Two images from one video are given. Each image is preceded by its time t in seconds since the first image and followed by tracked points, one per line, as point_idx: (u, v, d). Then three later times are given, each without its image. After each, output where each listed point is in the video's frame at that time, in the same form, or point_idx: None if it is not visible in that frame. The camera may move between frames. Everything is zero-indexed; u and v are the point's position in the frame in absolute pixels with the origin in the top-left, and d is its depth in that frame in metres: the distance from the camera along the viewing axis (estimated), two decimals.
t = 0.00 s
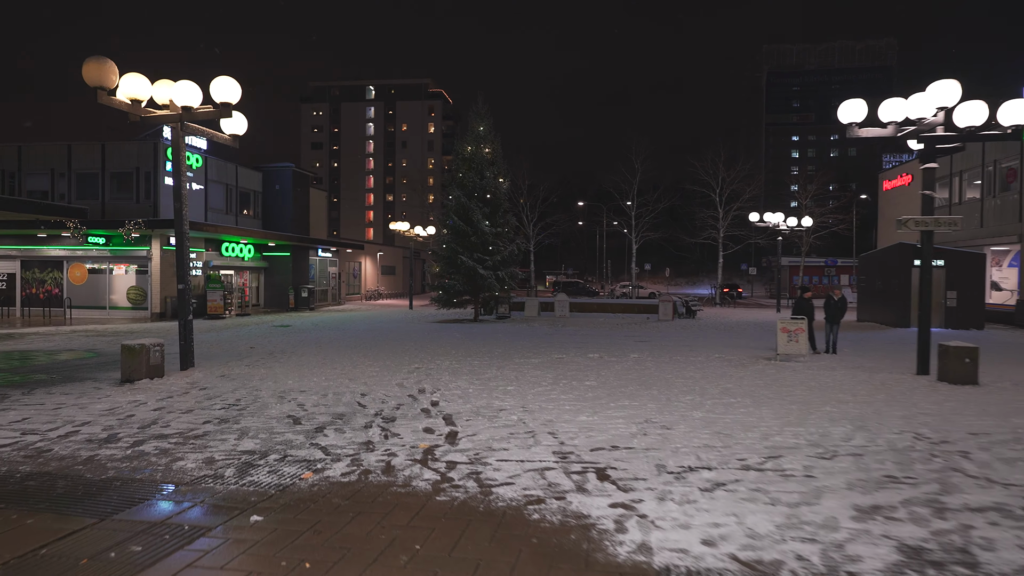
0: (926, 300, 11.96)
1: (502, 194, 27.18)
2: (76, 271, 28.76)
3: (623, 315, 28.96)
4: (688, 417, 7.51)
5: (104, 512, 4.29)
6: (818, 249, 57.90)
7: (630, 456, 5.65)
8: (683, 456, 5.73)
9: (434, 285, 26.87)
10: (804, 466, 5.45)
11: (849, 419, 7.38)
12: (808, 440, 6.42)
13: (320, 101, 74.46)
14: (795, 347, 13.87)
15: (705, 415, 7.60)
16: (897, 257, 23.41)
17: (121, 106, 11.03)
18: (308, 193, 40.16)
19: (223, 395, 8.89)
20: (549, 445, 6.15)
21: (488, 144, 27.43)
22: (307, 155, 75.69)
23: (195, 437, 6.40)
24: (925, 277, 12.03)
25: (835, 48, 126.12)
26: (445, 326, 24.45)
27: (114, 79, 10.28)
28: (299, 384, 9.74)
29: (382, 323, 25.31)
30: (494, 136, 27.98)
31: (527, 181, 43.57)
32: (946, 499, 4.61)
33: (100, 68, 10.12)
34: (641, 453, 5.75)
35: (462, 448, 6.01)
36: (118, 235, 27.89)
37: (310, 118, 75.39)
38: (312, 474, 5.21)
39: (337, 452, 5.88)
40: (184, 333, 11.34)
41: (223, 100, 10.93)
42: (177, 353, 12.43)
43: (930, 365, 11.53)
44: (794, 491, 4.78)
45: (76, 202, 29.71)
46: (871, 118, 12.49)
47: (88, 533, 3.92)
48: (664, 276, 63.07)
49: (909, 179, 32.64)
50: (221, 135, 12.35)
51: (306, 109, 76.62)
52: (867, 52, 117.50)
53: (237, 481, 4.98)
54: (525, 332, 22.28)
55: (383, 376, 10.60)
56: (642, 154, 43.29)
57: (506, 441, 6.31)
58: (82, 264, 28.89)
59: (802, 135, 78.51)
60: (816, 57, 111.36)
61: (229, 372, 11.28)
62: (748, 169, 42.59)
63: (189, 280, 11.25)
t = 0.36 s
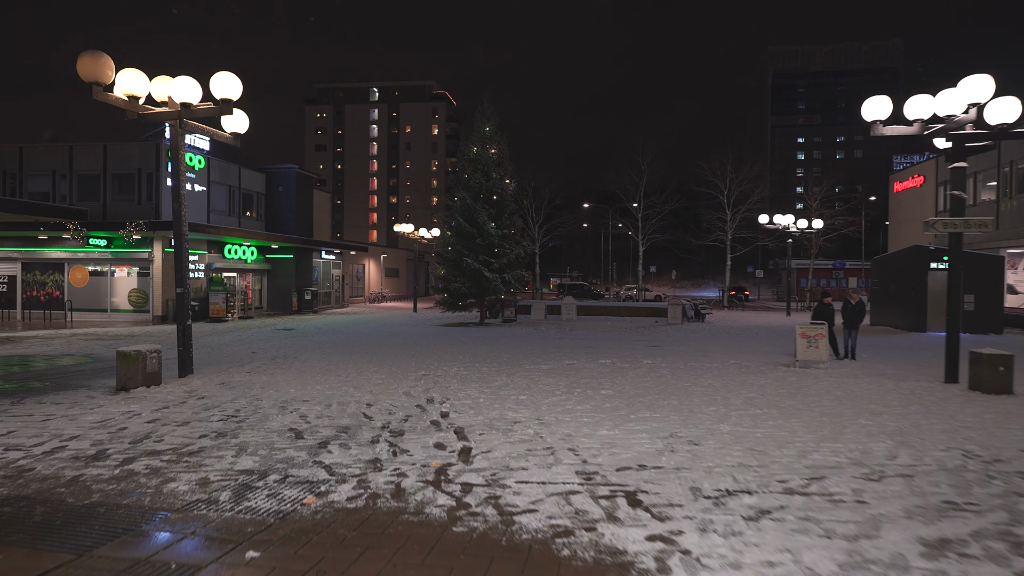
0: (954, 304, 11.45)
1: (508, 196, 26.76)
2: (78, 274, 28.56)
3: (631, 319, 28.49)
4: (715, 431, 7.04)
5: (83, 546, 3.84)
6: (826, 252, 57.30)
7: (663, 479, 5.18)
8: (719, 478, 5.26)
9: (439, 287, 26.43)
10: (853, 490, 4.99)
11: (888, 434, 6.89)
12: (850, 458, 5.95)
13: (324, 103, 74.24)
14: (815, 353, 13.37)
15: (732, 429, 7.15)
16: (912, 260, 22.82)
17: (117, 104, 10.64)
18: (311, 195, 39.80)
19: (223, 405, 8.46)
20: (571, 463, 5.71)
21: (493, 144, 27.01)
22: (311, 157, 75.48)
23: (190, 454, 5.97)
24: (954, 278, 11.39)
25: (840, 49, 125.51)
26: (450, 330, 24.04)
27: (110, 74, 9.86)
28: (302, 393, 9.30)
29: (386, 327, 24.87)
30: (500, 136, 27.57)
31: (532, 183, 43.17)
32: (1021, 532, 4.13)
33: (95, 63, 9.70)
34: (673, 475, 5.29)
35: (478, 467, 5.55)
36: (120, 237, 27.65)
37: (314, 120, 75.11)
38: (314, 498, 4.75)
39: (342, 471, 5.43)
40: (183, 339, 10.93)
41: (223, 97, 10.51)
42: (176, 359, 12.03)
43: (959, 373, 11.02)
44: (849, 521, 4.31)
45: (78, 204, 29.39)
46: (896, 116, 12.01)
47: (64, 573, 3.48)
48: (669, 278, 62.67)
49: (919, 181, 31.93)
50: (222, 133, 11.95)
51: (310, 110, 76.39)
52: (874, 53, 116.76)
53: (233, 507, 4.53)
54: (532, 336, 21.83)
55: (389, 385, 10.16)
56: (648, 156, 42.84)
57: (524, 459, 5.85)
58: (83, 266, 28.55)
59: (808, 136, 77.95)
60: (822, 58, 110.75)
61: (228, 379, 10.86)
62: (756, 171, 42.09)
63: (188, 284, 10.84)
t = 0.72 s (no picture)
0: (983, 305, 10.94)
1: (514, 195, 26.32)
2: (80, 274, 28.25)
3: (639, 320, 28.02)
4: (740, 439, 6.56)
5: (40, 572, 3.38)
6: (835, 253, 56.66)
7: (691, 493, 4.70)
8: (752, 493, 4.77)
9: (443, 288, 25.97)
10: (904, 506, 4.49)
11: (929, 443, 6.39)
12: (892, 470, 5.46)
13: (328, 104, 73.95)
14: (836, 355, 12.87)
15: (759, 437, 6.66)
16: (929, 260, 22.15)
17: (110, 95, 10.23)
18: (315, 196, 39.43)
19: (216, 409, 8.03)
20: (588, 475, 5.23)
21: (499, 143, 26.57)
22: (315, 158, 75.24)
23: (175, 463, 5.51)
24: (984, 278, 10.91)
25: (846, 51, 124.87)
26: (454, 331, 23.60)
27: (102, 63, 9.44)
28: (300, 397, 8.86)
29: (390, 328, 24.40)
30: (506, 135, 27.13)
31: (537, 183, 42.72)
32: None
33: (85, 51, 9.28)
34: (702, 489, 4.80)
35: (487, 478, 5.08)
36: (121, 237, 27.32)
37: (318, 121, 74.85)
38: (305, 514, 4.27)
39: (338, 484, 4.95)
40: (176, 340, 10.48)
41: (219, 87, 10.08)
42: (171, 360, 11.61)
43: (989, 377, 10.51)
44: (907, 545, 3.82)
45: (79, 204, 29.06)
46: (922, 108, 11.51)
47: None
48: (676, 280, 62.11)
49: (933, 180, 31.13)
50: (219, 126, 11.53)
51: (314, 112, 76.12)
52: (881, 55, 116.09)
53: (214, 526, 4.06)
54: (538, 338, 21.38)
55: (392, 388, 9.73)
56: (655, 156, 42.33)
57: (537, 470, 5.37)
58: (84, 266, 28.18)
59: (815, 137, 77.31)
60: (827, 60, 110.12)
61: (224, 381, 10.42)
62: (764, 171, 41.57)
63: (182, 282, 10.41)
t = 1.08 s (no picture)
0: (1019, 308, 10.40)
1: (522, 195, 25.88)
2: (82, 277, 27.99)
3: (649, 322, 27.53)
4: (778, 454, 6.07)
5: None
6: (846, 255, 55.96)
7: (736, 522, 4.21)
8: (803, 520, 4.27)
9: (450, 290, 25.53)
10: (977, 537, 3.99)
11: (984, 460, 5.85)
12: (953, 491, 4.95)
13: (334, 106, 73.76)
14: (859, 361, 12.38)
15: (795, 451, 6.15)
16: (948, 262, 21.64)
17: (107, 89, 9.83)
18: (320, 197, 39.10)
19: (214, 418, 7.58)
20: (617, 497, 4.74)
21: (507, 143, 26.12)
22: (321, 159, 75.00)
23: (165, 481, 5.05)
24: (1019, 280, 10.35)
25: (854, 51, 124.08)
26: (462, 334, 23.19)
27: (97, 55, 9.03)
28: (302, 405, 8.41)
29: (396, 331, 23.98)
30: (513, 134, 26.69)
31: (544, 184, 42.27)
32: None
33: (80, 42, 8.87)
34: (747, 517, 4.31)
35: (506, 501, 4.60)
36: (124, 239, 27.01)
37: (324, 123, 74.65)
38: (304, 546, 3.79)
39: (342, 507, 4.48)
40: (175, 344, 10.04)
41: (220, 80, 9.65)
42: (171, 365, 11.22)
43: None
44: None
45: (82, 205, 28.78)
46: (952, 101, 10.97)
47: None
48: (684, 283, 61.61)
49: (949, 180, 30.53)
50: (220, 122, 11.11)
51: (319, 114, 75.96)
52: (889, 55, 115.28)
53: (203, 560, 3.60)
54: (548, 341, 20.93)
55: (400, 395, 9.28)
56: (664, 156, 41.82)
57: (561, 491, 4.88)
58: (88, 268, 27.87)
59: (824, 138, 76.67)
60: (835, 60, 109.43)
61: (225, 388, 9.99)
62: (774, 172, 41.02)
63: (181, 284, 10.01)
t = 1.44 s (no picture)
0: None
1: (531, 195, 25.41)
2: (87, 278, 27.70)
3: (660, 325, 27.00)
4: (826, 473, 5.57)
5: None
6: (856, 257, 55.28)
7: (802, 558, 3.72)
8: (877, 556, 3.77)
9: (458, 292, 25.09)
10: None
11: None
12: None
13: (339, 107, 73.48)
14: (891, 366, 11.84)
15: (846, 470, 5.65)
16: (970, 263, 21.03)
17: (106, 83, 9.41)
18: (326, 198, 38.76)
19: (215, 430, 7.14)
20: (663, 527, 4.25)
21: (516, 142, 25.66)
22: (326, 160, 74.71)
23: (160, 505, 4.59)
24: None
25: (861, 51, 123.16)
26: (470, 337, 22.75)
27: (95, 47, 8.62)
28: (309, 415, 7.96)
29: (403, 334, 23.54)
30: (522, 134, 26.24)
31: (552, 185, 41.81)
32: None
33: (77, 33, 8.45)
34: (813, 552, 3.83)
35: (538, 531, 4.12)
36: (128, 240, 26.68)
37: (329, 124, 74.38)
38: None
39: (356, 538, 4.00)
40: (176, 350, 9.61)
41: (223, 73, 9.21)
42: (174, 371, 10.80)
43: None
44: None
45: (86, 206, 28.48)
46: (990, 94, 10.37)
47: None
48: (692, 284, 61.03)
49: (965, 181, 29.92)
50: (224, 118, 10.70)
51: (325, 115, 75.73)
52: (898, 55, 114.28)
53: None
54: (560, 345, 20.46)
55: (411, 404, 8.83)
56: (673, 156, 41.28)
57: (597, 517, 4.40)
58: (92, 270, 27.52)
59: (832, 138, 75.96)
60: (842, 60, 108.63)
61: (228, 396, 9.55)
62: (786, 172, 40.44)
63: (182, 287, 9.58)
